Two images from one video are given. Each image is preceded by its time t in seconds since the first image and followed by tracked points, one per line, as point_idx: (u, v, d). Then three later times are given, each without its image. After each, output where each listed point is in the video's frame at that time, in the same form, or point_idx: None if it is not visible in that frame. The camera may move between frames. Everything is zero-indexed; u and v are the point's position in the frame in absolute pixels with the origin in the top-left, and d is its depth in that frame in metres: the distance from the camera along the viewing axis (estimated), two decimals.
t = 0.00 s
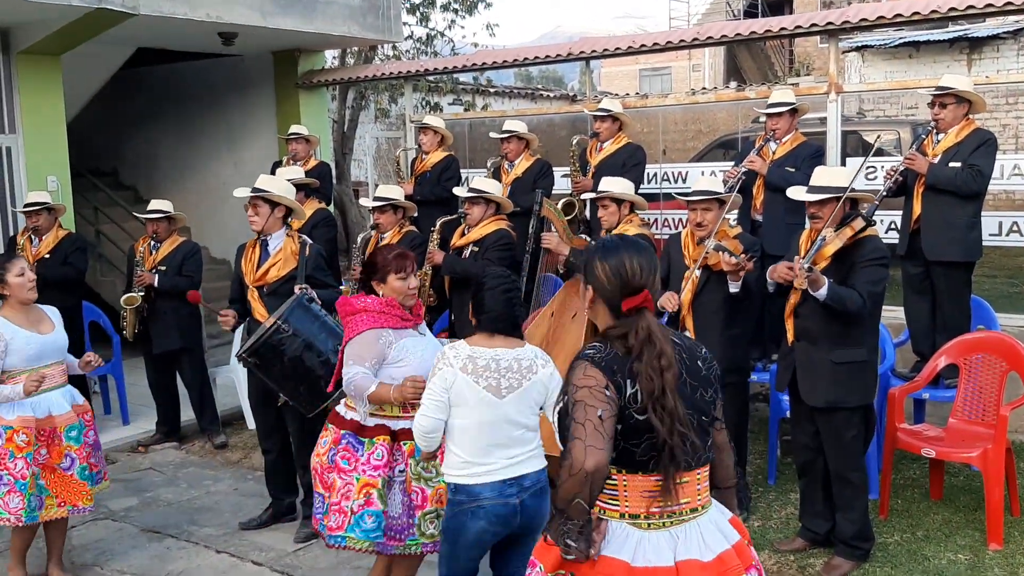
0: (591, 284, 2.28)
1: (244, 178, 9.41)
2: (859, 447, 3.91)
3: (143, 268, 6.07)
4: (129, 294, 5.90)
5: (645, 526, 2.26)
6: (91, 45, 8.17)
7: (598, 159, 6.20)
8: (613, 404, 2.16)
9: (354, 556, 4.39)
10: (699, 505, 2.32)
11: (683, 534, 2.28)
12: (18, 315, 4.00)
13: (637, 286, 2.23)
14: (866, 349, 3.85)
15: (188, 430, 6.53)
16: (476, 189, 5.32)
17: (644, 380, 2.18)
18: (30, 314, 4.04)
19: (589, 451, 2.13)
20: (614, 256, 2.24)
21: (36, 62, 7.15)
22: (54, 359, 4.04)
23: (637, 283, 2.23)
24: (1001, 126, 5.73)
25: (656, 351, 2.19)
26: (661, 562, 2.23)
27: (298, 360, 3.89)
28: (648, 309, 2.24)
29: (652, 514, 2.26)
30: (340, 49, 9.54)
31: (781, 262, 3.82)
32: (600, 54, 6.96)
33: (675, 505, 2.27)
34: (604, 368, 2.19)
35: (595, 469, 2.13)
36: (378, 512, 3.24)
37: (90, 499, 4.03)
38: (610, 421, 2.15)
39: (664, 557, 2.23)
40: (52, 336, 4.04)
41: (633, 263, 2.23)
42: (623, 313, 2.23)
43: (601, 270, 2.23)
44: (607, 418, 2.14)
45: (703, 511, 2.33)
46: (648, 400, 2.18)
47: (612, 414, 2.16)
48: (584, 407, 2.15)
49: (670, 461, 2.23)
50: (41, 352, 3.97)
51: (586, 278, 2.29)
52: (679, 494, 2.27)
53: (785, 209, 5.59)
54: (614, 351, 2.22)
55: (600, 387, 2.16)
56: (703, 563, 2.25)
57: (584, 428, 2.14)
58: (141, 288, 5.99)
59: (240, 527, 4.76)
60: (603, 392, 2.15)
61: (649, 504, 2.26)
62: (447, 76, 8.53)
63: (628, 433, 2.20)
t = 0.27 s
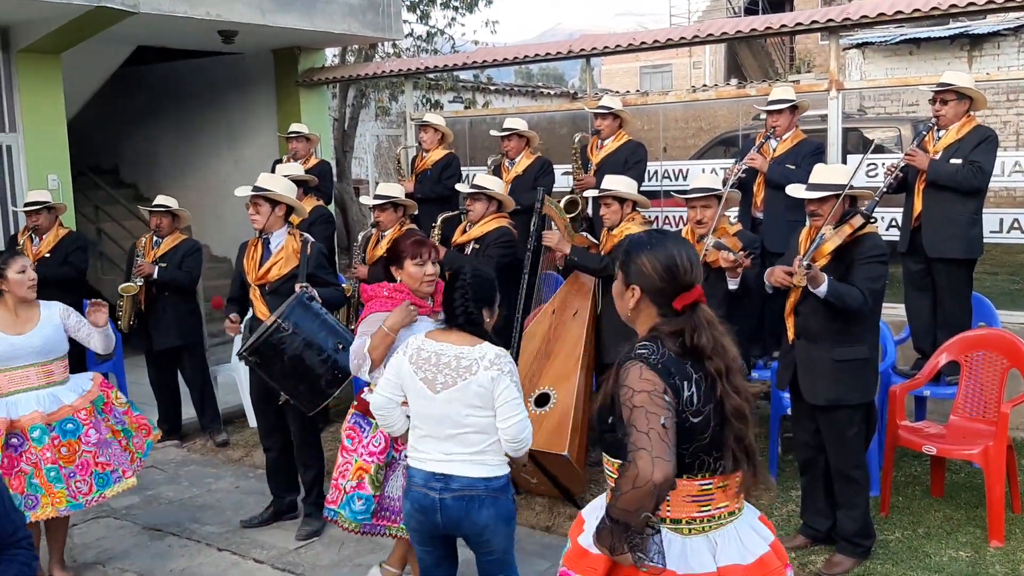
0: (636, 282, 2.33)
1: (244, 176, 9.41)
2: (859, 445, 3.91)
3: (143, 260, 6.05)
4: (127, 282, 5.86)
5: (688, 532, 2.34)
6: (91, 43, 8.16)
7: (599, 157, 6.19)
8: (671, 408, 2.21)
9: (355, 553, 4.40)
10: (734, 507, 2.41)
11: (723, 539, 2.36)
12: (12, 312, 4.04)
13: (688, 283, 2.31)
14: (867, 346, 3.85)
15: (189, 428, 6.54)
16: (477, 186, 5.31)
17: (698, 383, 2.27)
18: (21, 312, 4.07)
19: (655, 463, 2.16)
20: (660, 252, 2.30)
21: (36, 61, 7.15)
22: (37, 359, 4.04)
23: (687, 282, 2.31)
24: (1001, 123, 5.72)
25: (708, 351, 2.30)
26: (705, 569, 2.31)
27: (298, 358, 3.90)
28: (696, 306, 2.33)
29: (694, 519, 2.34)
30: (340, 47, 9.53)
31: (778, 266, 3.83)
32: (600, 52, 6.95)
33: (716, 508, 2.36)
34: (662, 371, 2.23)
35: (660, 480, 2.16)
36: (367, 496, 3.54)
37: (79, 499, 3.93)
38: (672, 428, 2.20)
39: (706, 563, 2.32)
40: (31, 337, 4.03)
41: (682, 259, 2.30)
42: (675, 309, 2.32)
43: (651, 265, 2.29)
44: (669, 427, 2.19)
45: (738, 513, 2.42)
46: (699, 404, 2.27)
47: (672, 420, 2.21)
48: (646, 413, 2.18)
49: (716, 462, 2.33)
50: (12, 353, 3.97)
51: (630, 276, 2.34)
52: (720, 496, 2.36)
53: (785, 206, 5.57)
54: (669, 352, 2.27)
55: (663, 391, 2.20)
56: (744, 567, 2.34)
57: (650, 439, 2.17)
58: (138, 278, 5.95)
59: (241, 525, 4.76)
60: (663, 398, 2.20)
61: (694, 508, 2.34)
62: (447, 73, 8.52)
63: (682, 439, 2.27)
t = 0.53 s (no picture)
0: (676, 286, 2.20)
1: (244, 175, 9.41)
2: (861, 443, 3.91)
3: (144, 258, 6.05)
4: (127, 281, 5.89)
5: (737, 543, 2.20)
6: (91, 40, 8.16)
7: (599, 155, 6.19)
8: (739, 416, 2.07)
9: (356, 552, 4.40)
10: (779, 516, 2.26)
11: (769, 547, 2.22)
12: (5, 315, 4.23)
13: (732, 283, 2.19)
14: (869, 344, 3.85)
15: (190, 426, 6.54)
16: (480, 182, 5.30)
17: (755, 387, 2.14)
18: (16, 310, 4.23)
19: (742, 478, 2.02)
20: (700, 253, 2.18)
21: (36, 59, 7.15)
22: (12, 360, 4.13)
23: (731, 283, 2.19)
24: (1003, 120, 5.71)
25: (761, 355, 2.18)
26: None
27: (299, 357, 3.90)
28: (740, 308, 2.21)
29: (744, 530, 2.20)
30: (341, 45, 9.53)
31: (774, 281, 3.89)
32: (601, 49, 6.95)
33: (764, 517, 2.22)
34: (727, 380, 2.08)
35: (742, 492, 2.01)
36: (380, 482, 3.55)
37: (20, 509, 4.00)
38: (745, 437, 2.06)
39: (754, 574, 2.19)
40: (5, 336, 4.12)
41: (723, 260, 2.18)
42: (721, 312, 2.19)
43: (691, 267, 2.17)
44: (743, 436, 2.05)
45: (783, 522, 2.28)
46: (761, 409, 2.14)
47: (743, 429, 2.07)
48: (719, 426, 2.03)
49: (777, 467, 2.20)
50: None
51: (669, 280, 2.21)
52: (767, 505, 2.22)
53: (787, 204, 5.57)
54: (726, 359, 2.13)
55: (730, 401, 2.05)
56: None
57: (731, 452, 2.02)
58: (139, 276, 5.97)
59: (242, 523, 4.76)
60: (733, 407, 2.06)
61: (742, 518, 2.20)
62: (448, 71, 8.51)
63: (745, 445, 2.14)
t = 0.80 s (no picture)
0: (731, 292, 2.16)
1: (244, 172, 9.40)
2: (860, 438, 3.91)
3: (144, 258, 6.07)
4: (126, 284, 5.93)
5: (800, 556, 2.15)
6: (90, 38, 8.16)
7: (598, 151, 6.20)
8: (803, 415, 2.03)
9: (356, 550, 4.40)
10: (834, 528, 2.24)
11: (829, 561, 2.19)
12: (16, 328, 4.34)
13: (789, 292, 2.16)
14: (866, 340, 3.85)
15: (189, 424, 6.54)
16: (480, 179, 5.28)
17: (811, 393, 2.12)
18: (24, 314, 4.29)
19: (813, 473, 1.96)
20: (755, 263, 2.14)
21: (35, 57, 7.14)
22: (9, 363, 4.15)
23: (789, 292, 2.16)
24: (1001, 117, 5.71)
25: (819, 362, 2.16)
26: None
27: (299, 356, 3.89)
28: (796, 320, 2.18)
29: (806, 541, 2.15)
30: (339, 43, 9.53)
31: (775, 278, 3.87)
32: (600, 47, 6.95)
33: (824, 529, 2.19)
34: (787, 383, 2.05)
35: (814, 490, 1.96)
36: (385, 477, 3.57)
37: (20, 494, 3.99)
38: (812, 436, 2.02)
39: None
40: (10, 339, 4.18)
41: (781, 266, 2.15)
42: (778, 322, 2.15)
43: (751, 274, 2.13)
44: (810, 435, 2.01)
45: (838, 533, 2.26)
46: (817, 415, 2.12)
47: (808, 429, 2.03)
48: (786, 424, 1.98)
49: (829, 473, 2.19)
50: None
51: (725, 286, 2.16)
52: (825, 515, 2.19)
53: (786, 201, 5.57)
54: (784, 364, 2.10)
55: (792, 400, 2.02)
56: None
57: (800, 448, 1.97)
58: (138, 278, 6.01)
59: (241, 521, 4.77)
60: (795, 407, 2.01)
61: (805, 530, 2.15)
62: (447, 69, 8.51)
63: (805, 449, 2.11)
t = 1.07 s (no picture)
0: (748, 282, 2.14)
1: (243, 171, 9.41)
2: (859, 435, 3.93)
3: (144, 260, 6.08)
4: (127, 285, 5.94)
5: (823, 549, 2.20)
6: (89, 37, 8.16)
7: (596, 150, 6.21)
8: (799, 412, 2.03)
9: (356, 547, 4.41)
10: (861, 519, 2.27)
11: (855, 551, 2.23)
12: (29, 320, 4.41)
13: (806, 292, 2.15)
14: (866, 338, 3.87)
15: (190, 422, 6.56)
16: (479, 177, 5.30)
17: (814, 391, 2.12)
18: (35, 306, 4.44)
19: (803, 464, 1.94)
20: (774, 257, 2.12)
21: (35, 57, 7.15)
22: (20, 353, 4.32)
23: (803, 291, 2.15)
24: (1000, 115, 5.72)
25: (830, 364, 2.16)
26: None
27: (299, 355, 3.90)
28: (807, 319, 2.18)
29: (825, 535, 2.20)
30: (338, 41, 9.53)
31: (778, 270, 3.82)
32: (599, 45, 6.96)
33: (844, 521, 2.22)
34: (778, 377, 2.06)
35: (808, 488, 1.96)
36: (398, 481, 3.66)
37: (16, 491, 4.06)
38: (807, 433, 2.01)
39: None
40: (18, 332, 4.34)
41: (802, 265, 2.14)
42: (792, 320, 2.15)
43: (768, 266, 2.12)
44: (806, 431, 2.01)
45: (866, 525, 2.28)
46: (819, 414, 2.13)
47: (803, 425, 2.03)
48: (777, 418, 1.98)
49: (836, 471, 2.20)
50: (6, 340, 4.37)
51: (742, 276, 2.14)
52: (845, 508, 2.22)
53: (785, 199, 5.58)
54: (778, 361, 2.10)
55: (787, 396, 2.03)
56: None
57: (790, 438, 1.96)
58: (139, 280, 6.02)
59: (242, 519, 4.78)
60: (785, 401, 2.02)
61: (823, 523, 2.20)
62: (446, 67, 8.52)
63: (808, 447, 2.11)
